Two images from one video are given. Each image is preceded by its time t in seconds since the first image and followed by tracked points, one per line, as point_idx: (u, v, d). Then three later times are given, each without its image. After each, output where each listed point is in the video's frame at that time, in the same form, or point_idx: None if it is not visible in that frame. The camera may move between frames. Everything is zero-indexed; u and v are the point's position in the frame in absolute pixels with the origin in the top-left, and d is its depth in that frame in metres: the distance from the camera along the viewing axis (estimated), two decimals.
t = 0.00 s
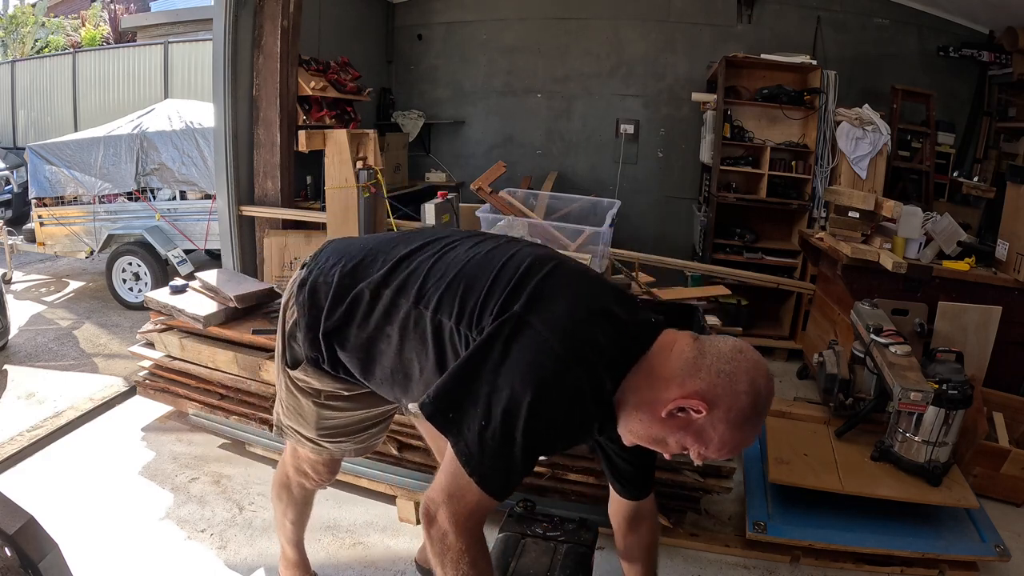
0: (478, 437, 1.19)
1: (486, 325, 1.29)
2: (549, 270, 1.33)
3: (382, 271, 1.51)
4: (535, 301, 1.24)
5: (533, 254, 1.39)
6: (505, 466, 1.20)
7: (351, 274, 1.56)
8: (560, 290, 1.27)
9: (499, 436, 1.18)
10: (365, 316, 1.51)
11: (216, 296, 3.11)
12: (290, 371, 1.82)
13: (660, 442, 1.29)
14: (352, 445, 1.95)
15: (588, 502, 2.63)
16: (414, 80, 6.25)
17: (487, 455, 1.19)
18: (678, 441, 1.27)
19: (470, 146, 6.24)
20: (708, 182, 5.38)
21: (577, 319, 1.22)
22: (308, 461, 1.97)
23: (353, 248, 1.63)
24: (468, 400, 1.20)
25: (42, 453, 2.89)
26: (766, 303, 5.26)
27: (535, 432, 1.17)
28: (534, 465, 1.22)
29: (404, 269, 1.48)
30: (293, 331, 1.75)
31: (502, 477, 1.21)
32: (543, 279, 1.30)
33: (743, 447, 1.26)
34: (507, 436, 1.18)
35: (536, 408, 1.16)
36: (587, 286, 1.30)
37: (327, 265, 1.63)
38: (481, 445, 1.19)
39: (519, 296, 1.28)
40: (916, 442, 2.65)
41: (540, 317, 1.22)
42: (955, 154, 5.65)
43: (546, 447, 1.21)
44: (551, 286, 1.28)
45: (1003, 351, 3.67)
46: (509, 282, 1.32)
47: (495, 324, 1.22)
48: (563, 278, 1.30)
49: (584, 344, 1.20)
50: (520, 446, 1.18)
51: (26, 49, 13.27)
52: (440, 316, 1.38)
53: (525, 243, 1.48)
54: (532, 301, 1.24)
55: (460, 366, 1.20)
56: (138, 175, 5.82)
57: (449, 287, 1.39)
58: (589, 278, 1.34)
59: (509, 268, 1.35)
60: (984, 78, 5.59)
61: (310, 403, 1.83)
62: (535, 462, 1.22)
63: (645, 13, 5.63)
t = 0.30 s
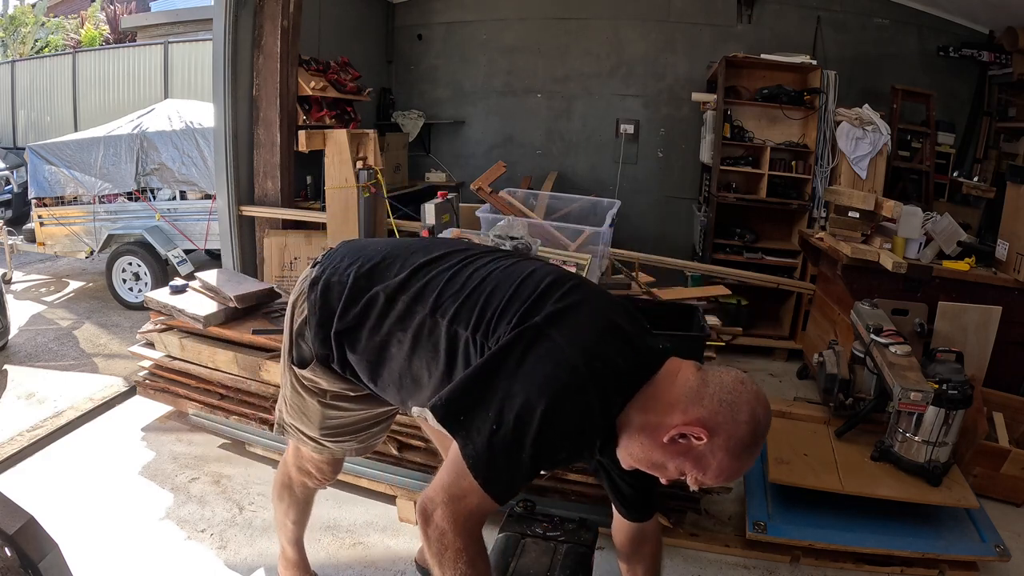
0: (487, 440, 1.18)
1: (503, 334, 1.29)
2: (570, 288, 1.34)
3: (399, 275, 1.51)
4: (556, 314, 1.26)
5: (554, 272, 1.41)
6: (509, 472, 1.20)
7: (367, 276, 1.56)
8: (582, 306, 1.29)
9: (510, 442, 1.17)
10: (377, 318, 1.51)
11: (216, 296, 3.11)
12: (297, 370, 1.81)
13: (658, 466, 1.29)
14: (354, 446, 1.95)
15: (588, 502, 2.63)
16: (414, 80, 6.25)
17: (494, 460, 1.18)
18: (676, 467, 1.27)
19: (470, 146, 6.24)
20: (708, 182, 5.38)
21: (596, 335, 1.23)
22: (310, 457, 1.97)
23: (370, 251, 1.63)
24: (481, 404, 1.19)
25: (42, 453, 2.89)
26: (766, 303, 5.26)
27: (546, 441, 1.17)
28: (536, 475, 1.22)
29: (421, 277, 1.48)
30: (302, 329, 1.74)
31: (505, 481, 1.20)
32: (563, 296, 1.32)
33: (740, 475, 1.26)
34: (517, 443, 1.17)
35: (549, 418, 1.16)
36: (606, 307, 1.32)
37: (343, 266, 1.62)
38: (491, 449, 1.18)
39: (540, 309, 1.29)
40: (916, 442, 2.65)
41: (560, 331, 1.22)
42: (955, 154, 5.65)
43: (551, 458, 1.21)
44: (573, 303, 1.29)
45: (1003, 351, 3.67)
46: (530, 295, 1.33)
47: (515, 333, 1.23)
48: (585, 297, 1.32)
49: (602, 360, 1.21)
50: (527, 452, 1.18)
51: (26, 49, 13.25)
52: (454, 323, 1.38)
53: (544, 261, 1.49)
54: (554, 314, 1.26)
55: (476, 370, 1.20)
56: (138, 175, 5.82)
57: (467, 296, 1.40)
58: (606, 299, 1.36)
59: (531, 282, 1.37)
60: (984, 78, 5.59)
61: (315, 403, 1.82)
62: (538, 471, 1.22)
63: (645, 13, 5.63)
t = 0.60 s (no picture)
0: (489, 435, 1.18)
1: (498, 327, 1.29)
2: (563, 275, 1.33)
3: (390, 271, 1.51)
4: (550, 304, 1.25)
5: (546, 259, 1.39)
6: (517, 466, 1.20)
7: (359, 273, 1.56)
8: (576, 292, 1.28)
9: (512, 436, 1.17)
10: (374, 315, 1.51)
11: (216, 296, 3.11)
12: (296, 374, 1.81)
13: (666, 442, 1.29)
14: (357, 446, 1.96)
15: (588, 502, 2.63)
16: (414, 80, 6.25)
17: (499, 455, 1.18)
18: (683, 442, 1.27)
19: (470, 146, 6.24)
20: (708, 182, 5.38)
21: (591, 322, 1.22)
22: (313, 458, 1.97)
23: (360, 247, 1.63)
24: (481, 399, 1.19)
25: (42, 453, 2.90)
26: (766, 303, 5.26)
27: (549, 433, 1.17)
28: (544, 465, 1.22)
29: (413, 271, 1.48)
30: (298, 330, 1.74)
31: (512, 475, 1.20)
32: (556, 283, 1.30)
33: (749, 450, 1.26)
34: (520, 437, 1.17)
35: (549, 410, 1.15)
36: (600, 292, 1.30)
37: (334, 264, 1.62)
38: (493, 445, 1.18)
39: (534, 299, 1.28)
40: (916, 442, 2.65)
41: (555, 321, 1.21)
42: (955, 154, 5.65)
43: (557, 448, 1.21)
44: (568, 290, 1.28)
45: (1003, 351, 3.67)
46: (523, 286, 1.32)
47: (509, 326, 1.22)
48: (579, 283, 1.31)
49: (600, 349, 1.21)
50: (531, 445, 1.18)
51: (26, 49, 13.24)
52: (450, 318, 1.39)
53: (537, 247, 1.48)
54: (547, 304, 1.24)
55: (475, 366, 1.20)
56: (138, 175, 5.82)
57: (460, 290, 1.39)
58: (601, 282, 1.34)
59: (522, 272, 1.35)
60: (984, 78, 5.59)
61: (317, 404, 1.82)
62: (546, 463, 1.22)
63: (645, 13, 5.63)
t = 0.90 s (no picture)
0: (483, 438, 1.18)
1: (472, 322, 1.28)
2: (527, 252, 1.29)
3: (361, 275, 1.50)
4: (516, 290, 1.22)
5: (509, 238, 1.35)
6: (518, 463, 1.19)
7: (330, 281, 1.55)
8: (541, 270, 1.24)
9: (504, 436, 1.17)
10: (354, 319, 1.52)
11: (217, 296, 3.11)
12: (289, 387, 1.81)
13: (671, 398, 1.35)
14: (359, 455, 1.96)
15: (588, 502, 2.64)
16: (414, 80, 6.25)
17: (496, 457, 1.18)
18: (689, 397, 1.33)
19: (470, 146, 6.24)
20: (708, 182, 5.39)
21: (563, 301, 1.19)
22: (316, 471, 1.96)
23: (327, 253, 1.61)
24: (469, 404, 1.20)
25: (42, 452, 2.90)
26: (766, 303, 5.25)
27: (541, 423, 1.16)
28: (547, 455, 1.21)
29: (382, 273, 1.47)
30: (284, 345, 1.75)
31: (516, 473, 1.20)
32: (520, 264, 1.27)
33: (754, 398, 1.32)
34: (511, 435, 1.17)
35: (535, 403, 1.14)
36: (568, 263, 1.26)
37: (304, 275, 1.62)
38: (487, 448, 1.18)
39: (500, 288, 1.25)
40: (916, 442, 2.65)
41: (524, 308, 1.19)
42: (955, 154, 5.65)
43: (557, 436, 1.19)
44: (533, 270, 1.25)
45: (1003, 351, 3.67)
46: (488, 273, 1.29)
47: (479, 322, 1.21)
48: (543, 258, 1.27)
49: (577, 330, 1.18)
50: (526, 441, 1.17)
51: (25, 49, 13.20)
52: (425, 316, 1.38)
53: (500, 224, 1.43)
54: (514, 291, 1.22)
55: (454, 370, 1.19)
56: (138, 175, 5.82)
57: (429, 286, 1.37)
58: (568, 251, 1.29)
59: (483, 257, 1.32)
60: (984, 78, 5.59)
61: (313, 417, 1.82)
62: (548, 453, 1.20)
63: (645, 13, 5.63)
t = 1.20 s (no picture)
0: (472, 442, 1.19)
1: (446, 324, 1.26)
2: (491, 243, 1.24)
3: (332, 280, 1.48)
4: (484, 289, 1.19)
5: (473, 228, 1.30)
6: (511, 462, 1.20)
7: (304, 288, 1.53)
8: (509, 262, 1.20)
9: (491, 438, 1.17)
10: (333, 323, 1.51)
11: (217, 296, 3.10)
12: (277, 398, 1.80)
13: (660, 364, 1.34)
14: (354, 461, 1.96)
15: (588, 502, 2.66)
16: (414, 80, 6.25)
17: (487, 459, 1.19)
18: (677, 363, 1.32)
19: (470, 146, 6.24)
20: (708, 182, 5.39)
21: (532, 294, 1.16)
22: (311, 478, 1.97)
23: (297, 258, 1.59)
24: (455, 409, 1.20)
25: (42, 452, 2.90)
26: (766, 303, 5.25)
27: (526, 420, 1.16)
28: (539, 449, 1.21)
29: (351, 278, 1.44)
30: (269, 355, 1.75)
31: (510, 472, 1.20)
32: (485, 258, 1.22)
33: (744, 361, 1.30)
34: (498, 436, 1.17)
35: (517, 403, 1.15)
36: (534, 251, 1.21)
37: (278, 284, 1.60)
38: (477, 452, 1.19)
39: (468, 288, 1.22)
40: (916, 442, 2.65)
41: (494, 308, 1.16)
42: (955, 154, 5.65)
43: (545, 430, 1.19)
44: (499, 263, 1.21)
45: (1003, 351, 3.67)
46: (455, 270, 1.25)
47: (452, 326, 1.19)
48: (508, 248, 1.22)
49: (551, 324, 1.15)
50: (514, 441, 1.17)
51: (25, 49, 13.19)
52: (401, 318, 1.36)
53: (464, 211, 1.38)
54: (483, 290, 1.19)
55: (436, 377, 1.19)
56: (138, 175, 5.82)
57: (400, 286, 1.35)
58: (534, 237, 1.24)
59: (448, 255, 1.28)
60: (984, 78, 5.59)
61: (304, 426, 1.81)
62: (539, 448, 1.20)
63: (645, 13, 5.63)
